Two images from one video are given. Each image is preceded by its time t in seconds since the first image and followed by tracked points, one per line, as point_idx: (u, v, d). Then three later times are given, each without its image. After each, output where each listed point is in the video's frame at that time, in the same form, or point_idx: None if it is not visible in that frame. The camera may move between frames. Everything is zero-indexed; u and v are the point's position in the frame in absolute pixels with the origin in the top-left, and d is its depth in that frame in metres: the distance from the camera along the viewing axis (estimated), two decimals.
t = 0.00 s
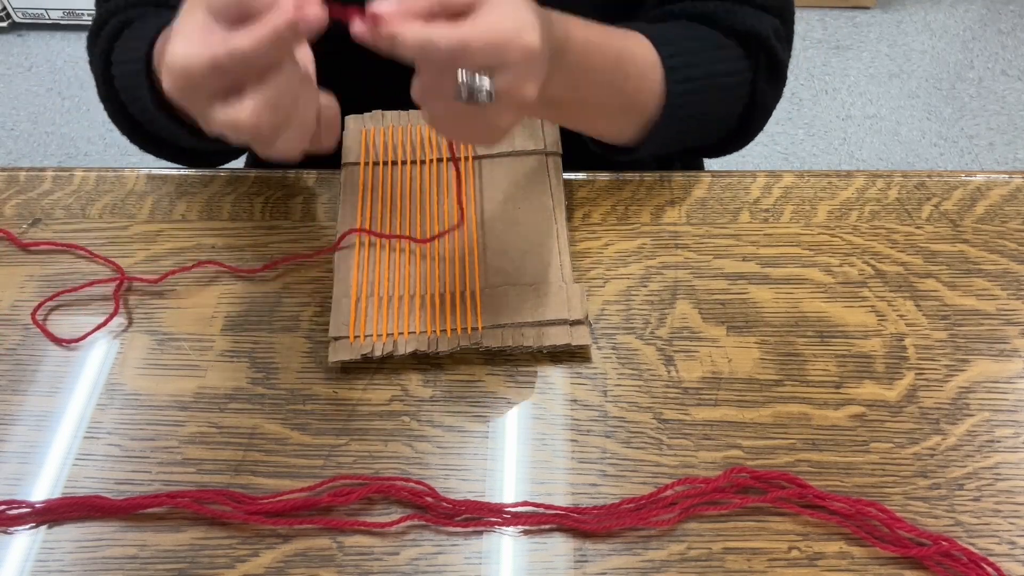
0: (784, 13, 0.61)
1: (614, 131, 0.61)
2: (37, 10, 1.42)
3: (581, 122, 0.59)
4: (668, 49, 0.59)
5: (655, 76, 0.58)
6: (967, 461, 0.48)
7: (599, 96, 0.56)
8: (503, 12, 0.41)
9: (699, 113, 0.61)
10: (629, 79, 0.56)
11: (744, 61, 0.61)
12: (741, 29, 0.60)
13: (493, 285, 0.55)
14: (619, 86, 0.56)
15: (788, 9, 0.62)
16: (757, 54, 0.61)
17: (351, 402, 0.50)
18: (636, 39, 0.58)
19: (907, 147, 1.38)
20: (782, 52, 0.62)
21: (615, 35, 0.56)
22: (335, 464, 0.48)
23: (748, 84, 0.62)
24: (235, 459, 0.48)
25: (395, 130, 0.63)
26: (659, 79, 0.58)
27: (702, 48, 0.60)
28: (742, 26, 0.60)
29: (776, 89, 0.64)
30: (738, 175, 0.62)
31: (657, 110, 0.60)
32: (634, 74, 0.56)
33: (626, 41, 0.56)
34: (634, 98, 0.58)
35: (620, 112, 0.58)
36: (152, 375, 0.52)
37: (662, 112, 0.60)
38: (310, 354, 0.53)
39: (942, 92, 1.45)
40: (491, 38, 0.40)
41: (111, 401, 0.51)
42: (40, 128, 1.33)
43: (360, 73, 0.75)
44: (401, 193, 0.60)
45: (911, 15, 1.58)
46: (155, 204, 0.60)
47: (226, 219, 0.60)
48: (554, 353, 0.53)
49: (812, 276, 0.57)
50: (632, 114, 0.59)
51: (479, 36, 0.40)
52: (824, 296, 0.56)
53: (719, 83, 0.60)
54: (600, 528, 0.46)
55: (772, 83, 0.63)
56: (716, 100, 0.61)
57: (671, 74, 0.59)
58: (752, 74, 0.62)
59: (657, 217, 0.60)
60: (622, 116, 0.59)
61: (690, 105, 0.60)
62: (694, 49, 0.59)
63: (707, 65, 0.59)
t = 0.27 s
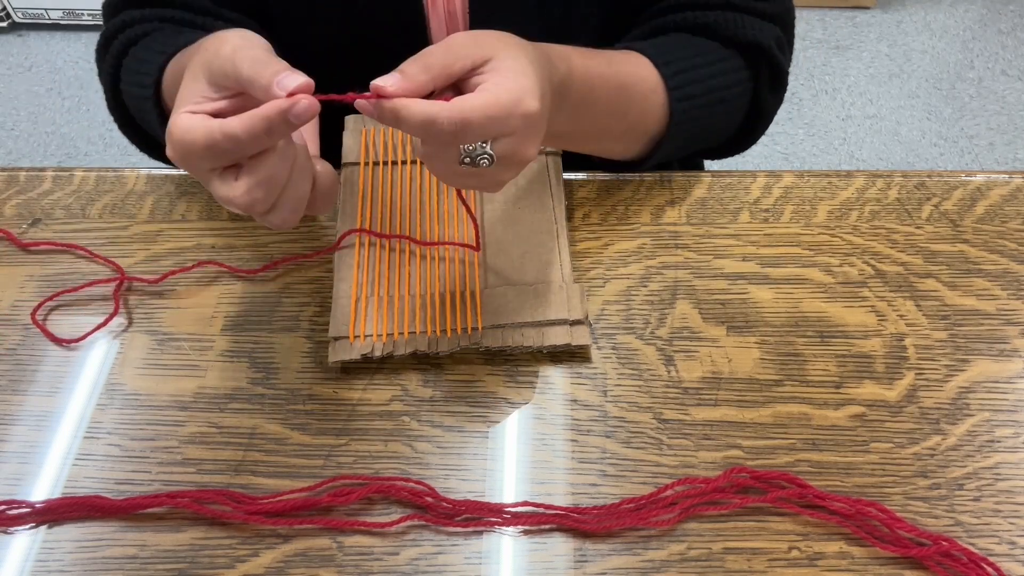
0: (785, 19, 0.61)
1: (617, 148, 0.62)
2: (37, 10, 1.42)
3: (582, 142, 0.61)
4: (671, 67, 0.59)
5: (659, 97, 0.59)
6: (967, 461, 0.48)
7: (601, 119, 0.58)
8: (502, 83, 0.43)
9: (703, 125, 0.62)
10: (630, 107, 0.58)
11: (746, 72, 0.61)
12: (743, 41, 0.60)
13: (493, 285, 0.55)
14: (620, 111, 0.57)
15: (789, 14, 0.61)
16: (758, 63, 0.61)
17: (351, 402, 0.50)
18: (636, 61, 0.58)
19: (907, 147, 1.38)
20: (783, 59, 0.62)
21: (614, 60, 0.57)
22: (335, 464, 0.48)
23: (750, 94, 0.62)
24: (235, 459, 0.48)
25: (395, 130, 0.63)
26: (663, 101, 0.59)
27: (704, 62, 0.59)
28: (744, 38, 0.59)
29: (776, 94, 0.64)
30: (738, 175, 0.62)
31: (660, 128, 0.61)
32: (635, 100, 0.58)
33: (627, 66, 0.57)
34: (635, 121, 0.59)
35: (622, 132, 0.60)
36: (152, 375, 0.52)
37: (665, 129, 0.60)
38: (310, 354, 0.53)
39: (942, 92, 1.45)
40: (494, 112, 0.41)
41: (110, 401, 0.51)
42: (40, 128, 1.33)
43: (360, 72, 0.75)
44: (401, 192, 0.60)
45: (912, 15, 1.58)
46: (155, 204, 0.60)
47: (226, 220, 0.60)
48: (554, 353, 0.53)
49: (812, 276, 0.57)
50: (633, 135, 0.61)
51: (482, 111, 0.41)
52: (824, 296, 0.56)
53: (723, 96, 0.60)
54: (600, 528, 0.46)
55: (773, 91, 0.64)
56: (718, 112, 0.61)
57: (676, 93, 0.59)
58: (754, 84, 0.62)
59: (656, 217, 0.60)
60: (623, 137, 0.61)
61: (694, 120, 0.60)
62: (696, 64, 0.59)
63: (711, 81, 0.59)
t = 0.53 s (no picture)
0: (784, 20, 0.61)
1: (617, 147, 0.62)
2: (37, 10, 1.42)
3: (583, 139, 0.60)
4: (672, 64, 0.59)
5: (660, 96, 0.58)
6: (967, 461, 0.48)
7: (605, 119, 0.58)
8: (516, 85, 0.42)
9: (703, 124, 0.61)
10: (633, 105, 0.57)
11: (746, 71, 0.61)
12: (744, 40, 0.60)
13: (493, 285, 0.55)
14: (623, 110, 0.57)
15: (788, 15, 0.62)
16: (758, 63, 0.61)
17: (351, 402, 0.50)
18: (640, 57, 0.58)
19: (907, 147, 1.38)
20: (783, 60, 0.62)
21: (621, 57, 0.57)
22: (335, 464, 0.48)
23: (750, 94, 0.62)
24: (236, 459, 0.48)
25: (396, 130, 0.63)
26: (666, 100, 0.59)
27: (705, 60, 0.60)
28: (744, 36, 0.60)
29: (776, 95, 0.64)
30: (738, 175, 0.62)
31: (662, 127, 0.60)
32: (639, 98, 0.57)
33: (632, 63, 0.57)
34: (638, 119, 0.59)
35: (624, 130, 0.59)
36: (151, 375, 0.52)
37: (666, 127, 0.60)
38: (310, 354, 0.53)
39: (942, 92, 1.45)
40: (505, 114, 0.41)
41: (111, 401, 0.51)
42: (40, 128, 1.33)
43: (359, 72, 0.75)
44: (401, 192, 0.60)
45: (912, 15, 1.58)
46: (155, 204, 0.60)
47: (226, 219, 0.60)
48: (554, 353, 0.53)
49: (812, 276, 0.57)
50: (635, 134, 0.60)
51: (494, 112, 0.41)
52: (824, 296, 0.56)
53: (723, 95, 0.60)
54: (600, 528, 0.46)
55: (773, 91, 0.64)
56: (719, 111, 0.61)
57: (677, 90, 0.59)
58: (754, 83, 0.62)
59: (656, 217, 0.60)
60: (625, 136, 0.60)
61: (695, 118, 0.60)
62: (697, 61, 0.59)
63: (711, 79, 0.59)
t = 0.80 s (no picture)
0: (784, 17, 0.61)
1: (615, 141, 0.62)
2: (37, 10, 1.42)
3: (579, 133, 0.61)
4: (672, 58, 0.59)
5: (659, 94, 0.59)
6: (967, 461, 0.48)
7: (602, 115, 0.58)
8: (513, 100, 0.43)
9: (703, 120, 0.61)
10: (630, 104, 0.58)
11: (746, 66, 0.61)
12: (743, 35, 0.60)
13: (493, 285, 0.55)
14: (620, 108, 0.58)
15: (786, 10, 0.62)
16: (759, 58, 0.61)
17: (351, 402, 0.50)
18: (642, 53, 0.58)
19: (907, 146, 1.38)
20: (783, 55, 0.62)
21: (623, 52, 0.57)
22: (335, 464, 0.48)
23: (749, 90, 0.62)
24: (236, 459, 0.48)
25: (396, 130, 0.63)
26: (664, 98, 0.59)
27: (705, 55, 0.59)
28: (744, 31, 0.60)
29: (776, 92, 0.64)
30: (738, 175, 0.62)
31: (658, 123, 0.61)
32: (637, 96, 0.58)
33: (633, 60, 0.57)
34: (634, 115, 0.59)
35: (621, 125, 0.60)
36: (152, 375, 0.52)
37: (664, 122, 0.60)
38: (310, 354, 0.53)
39: (942, 92, 1.45)
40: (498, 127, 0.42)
41: (110, 401, 0.51)
42: (40, 128, 1.33)
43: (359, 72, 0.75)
44: (401, 192, 0.60)
45: (912, 14, 1.58)
46: (155, 204, 0.60)
47: (226, 220, 0.60)
48: (554, 353, 0.53)
49: (812, 276, 0.57)
50: (632, 129, 0.61)
51: (487, 127, 0.42)
52: (824, 296, 0.56)
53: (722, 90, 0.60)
54: (600, 528, 0.46)
55: (773, 87, 0.63)
56: (718, 106, 0.61)
57: (676, 85, 0.59)
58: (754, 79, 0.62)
59: (657, 217, 0.60)
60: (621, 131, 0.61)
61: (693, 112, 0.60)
62: (696, 56, 0.59)
63: (711, 74, 0.59)
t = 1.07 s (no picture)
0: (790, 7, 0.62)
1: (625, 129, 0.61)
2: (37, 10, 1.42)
3: (585, 122, 0.60)
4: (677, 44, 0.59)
5: (661, 74, 0.58)
6: (967, 461, 0.48)
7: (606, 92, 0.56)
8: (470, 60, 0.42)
9: (707, 108, 0.61)
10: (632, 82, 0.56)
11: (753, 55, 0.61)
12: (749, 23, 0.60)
13: (493, 285, 0.55)
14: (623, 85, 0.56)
15: (794, 3, 0.62)
16: (766, 47, 0.61)
17: (351, 403, 0.50)
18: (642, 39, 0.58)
19: (907, 146, 1.38)
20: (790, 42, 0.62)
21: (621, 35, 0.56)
22: (335, 464, 0.48)
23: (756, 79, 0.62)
24: (236, 459, 0.48)
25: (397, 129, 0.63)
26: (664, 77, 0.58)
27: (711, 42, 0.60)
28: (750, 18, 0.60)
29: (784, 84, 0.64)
30: (738, 175, 0.62)
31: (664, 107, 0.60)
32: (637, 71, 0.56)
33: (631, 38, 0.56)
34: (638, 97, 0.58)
35: (627, 109, 0.59)
36: (152, 375, 0.52)
37: (671, 109, 0.60)
38: (310, 354, 0.53)
39: (942, 92, 1.45)
40: (448, 91, 0.41)
41: (110, 401, 0.51)
42: (40, 128, 1.33)
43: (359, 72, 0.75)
44: (402, 193, 0.60)
45: (912, 14, 1.58)
46: (155, 205, 0.60)
47: (226, 220, 0.60)
48: (554, 353, 0.53)
49: (812, 276, 0.57)
50: (640, 113, 0.60)
51: (434, 87, 0.41)
52: (824, 296, 0.56)
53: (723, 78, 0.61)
54: (600, 528, 0.46)
55: (780, 77, 0.63)
56: (725, 94, 0.61)
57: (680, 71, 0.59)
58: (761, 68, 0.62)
59: (657, 217, 0.60)
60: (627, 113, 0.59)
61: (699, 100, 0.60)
62: (702, 43, 0.60)
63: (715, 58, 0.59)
